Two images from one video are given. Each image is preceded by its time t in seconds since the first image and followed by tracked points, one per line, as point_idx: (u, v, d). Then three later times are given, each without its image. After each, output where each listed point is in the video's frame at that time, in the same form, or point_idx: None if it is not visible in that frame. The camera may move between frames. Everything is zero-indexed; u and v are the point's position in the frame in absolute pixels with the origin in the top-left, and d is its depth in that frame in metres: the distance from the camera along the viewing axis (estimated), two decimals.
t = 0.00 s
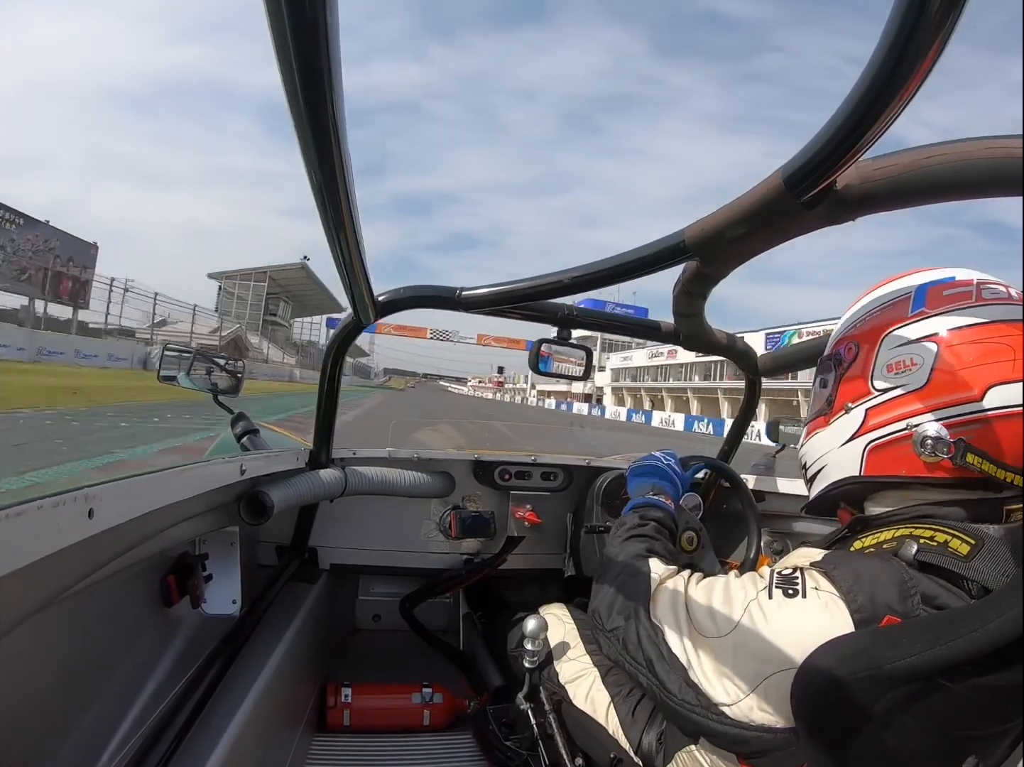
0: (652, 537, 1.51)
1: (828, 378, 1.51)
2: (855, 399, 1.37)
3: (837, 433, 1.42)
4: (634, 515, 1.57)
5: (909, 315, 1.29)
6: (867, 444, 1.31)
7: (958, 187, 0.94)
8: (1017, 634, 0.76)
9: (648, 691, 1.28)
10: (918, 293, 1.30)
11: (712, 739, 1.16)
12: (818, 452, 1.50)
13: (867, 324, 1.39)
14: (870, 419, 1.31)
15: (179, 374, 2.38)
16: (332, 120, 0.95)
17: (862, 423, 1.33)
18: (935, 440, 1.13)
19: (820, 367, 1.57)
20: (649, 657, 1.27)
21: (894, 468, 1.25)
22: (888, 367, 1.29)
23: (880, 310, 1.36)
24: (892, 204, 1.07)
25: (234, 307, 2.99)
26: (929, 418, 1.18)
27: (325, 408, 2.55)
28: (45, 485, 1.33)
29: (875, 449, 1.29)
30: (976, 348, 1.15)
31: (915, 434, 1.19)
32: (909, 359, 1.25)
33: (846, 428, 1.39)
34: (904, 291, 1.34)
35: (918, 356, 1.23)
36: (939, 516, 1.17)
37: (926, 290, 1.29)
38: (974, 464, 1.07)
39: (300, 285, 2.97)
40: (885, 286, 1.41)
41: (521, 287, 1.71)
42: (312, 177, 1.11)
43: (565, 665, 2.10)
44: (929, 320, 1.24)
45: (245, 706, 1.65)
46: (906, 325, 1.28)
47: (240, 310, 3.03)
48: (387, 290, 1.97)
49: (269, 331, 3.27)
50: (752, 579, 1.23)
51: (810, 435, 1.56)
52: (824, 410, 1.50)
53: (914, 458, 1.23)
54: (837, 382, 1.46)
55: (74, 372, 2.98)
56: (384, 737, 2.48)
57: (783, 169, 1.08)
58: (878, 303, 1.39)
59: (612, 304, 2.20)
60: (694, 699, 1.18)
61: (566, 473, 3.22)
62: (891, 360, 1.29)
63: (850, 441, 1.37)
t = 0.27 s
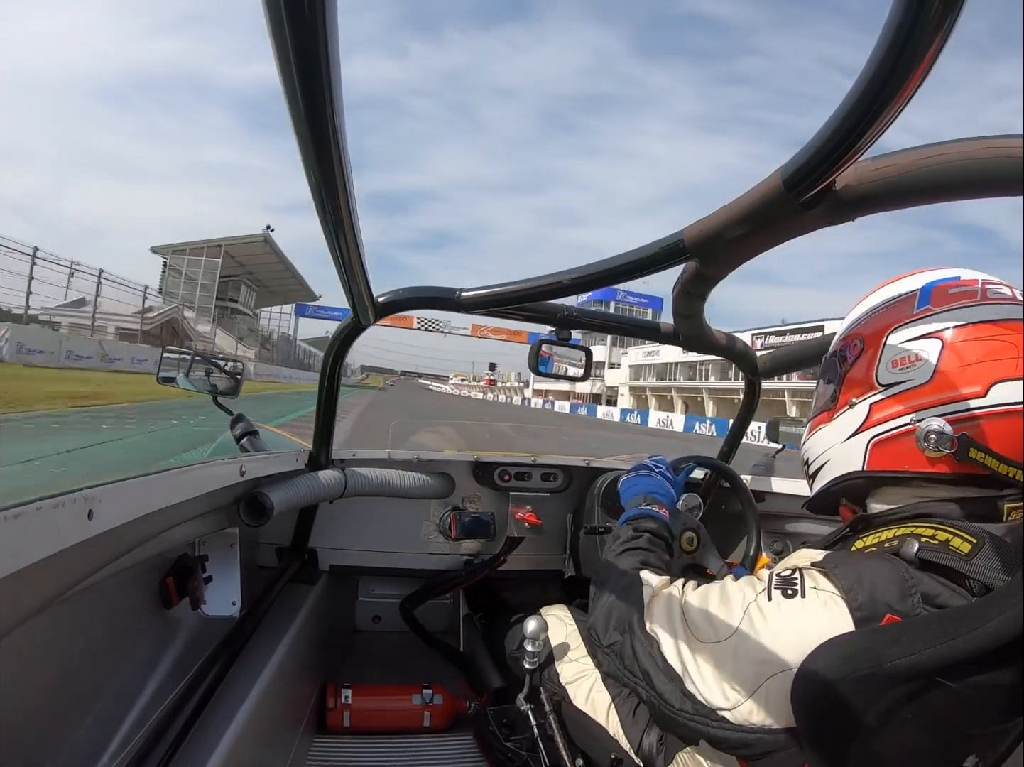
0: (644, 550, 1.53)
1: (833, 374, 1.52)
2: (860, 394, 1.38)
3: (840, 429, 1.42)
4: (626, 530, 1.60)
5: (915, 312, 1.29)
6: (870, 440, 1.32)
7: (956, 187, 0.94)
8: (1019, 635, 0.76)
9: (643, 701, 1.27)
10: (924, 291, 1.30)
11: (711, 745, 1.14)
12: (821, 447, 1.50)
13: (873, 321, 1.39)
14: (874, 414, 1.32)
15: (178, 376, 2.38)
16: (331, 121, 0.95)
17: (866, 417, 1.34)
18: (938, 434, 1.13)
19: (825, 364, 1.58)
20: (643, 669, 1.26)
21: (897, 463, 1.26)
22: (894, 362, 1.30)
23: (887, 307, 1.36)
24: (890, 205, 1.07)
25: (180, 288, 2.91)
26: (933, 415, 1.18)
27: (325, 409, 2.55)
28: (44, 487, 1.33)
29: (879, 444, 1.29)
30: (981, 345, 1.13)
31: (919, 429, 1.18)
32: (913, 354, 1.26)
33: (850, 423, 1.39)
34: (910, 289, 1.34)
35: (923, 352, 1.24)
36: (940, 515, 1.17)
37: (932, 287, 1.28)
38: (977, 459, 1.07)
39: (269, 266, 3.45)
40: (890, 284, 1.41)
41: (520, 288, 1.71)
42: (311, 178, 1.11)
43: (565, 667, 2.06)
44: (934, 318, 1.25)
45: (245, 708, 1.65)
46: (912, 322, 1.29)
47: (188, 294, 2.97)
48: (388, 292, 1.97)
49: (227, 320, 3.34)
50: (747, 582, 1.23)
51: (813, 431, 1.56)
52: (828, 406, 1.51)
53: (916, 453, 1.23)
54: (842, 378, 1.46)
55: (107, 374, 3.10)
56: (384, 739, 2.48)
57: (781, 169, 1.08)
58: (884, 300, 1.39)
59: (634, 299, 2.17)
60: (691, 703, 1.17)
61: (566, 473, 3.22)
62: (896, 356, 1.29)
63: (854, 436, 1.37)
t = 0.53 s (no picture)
0: (635, 579, 1.50)
1: (831, 375, 1.51)
2: (858, 395, 1.37)
3: (839, 432, 1.41)
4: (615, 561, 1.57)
5: (912, 314, 1.29)
6: (868, 443, 1.31)
7: (959, 188, 0.94)
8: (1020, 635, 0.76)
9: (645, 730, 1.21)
10: (920, 292, 1.30)
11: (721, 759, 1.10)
12: (820, 449, 1.49)
13: (871, 323, 1.39)
14: (872, 417, 1.31)
15: (179, 373, 2.37)
16: (332, 117, 0.94)
17: (864, 420, 1.33)
18: (938, 434, 1.12)
19: (824, 366, 1.57)
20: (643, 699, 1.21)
21: (897, 463, 1.24)
22: (891, 364, 1.29)
23: (884, 309, 1.36)
24: (892, 206, 1.07)
25: (113, 261, 2.47)
26: (932, 415, 1.18)
27: (325, 406, 2.55)
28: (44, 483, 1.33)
29: (878, 447, 1.28)
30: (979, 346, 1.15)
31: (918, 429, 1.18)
32: (911, 356, 1.25)
33: (848, 425, 1.38)
34: (907, 290, 1.34)
35: (920, 354, 1.23)
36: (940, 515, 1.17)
37: (929, 288, 1.29)
38: (978, 457, 1.06)
39: (224, 232, 3.28)
40: (887, 288, 1.41)
41: (520, 285, 1.71)
42: (312, 174, 1.10)
43: (565, 664, 2.02)
44: (930, 318, 1.25)
45: (244, 704, 1.65)
46: (910, 323, 1.28)
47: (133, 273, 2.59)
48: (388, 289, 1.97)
49: (174, 305, 2.96)
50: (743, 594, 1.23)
51: (812, 433, 1.56)
52: (826, 408, 1.50)
53: (916, 453, 1.22)
54: (840, 380, 1.45)
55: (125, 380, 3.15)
56: (382, 735, 2.48)
57: (783, 168, 1.07)
58: (883, 301, 1.39)
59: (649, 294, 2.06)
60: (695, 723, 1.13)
61: (566, 472, 3.22)
62: (893, 358, 1.28)
63: (852, 438, 1.36)
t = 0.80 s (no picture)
0: (623, 600, 1.50)
1: (841, 368, 1.51)
2: (875, 394, 1.37)
3: (852, 428, 1.42)
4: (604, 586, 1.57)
5: (935, 311, 1.27)
6: (885, 443, 1.32)
7: (952, 189, 0.95)
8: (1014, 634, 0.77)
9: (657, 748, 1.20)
10: (944, 287, 1.28)
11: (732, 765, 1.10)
12: (827, 445, 1.50)
13: (890, 316, 1.37)
14: (890, 416, 1.32)
15: (174, 373, 2.38)
16: (327, 117, 0.94)
17: (882, 419, 1.34)
18: (960, 441, 1.13)
19: (831, 357, 1.57)
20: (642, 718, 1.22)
21: (913, 467, 1.26)
22: (913, 363, 1.29)
23: (905, 303, 1.34)
24: (886, 207, 1.07)
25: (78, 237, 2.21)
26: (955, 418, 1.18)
27: (320, 406, 2.54)
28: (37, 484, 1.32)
29: (894, 448, 1.30)
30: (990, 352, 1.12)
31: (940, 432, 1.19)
32: (935, 356, 1.24)
33: (862, 422, 1.39)
34: (930, 284, 1.32)
35: (945, 355, 1.22)
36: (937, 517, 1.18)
37: (953, 284, 1.26)
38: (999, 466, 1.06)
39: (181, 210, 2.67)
40: (907, 272, 1.40)
41: (515, 285, 1.71)
42: (306, 174, 1.10)
43: (562, 665, 2.00)
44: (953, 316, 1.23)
45: (239, 705, 1.65)
46: (934, 321, 1.26)
47: (46, 240, 1.91)
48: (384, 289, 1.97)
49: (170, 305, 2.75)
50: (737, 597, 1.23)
51: (819, 426, 1.57)
52: (836, 402, 1.51)
53: (933, 458, 1.23)
54: (852, 374, 1.46)
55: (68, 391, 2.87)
56: (378, 736, 2.48)
57: (779, 169, 1.08)
58: (902, 293, 1.37)
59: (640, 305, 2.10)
60: (701, 732, 1.13)
61: (561, 472, 3.22)
62: (917, 357, 1.28)
63: (867, 436, 1.38)
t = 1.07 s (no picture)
0: (614, 619, 1.49)
1: (826, 376, 1.52)
2: (858, 405, 1.38)
3: (836, 439, 1.43)
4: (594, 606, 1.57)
5: (919, 321, 1.29)
6: (871, 453, 1.34)
7: (941, 190, 0.96)
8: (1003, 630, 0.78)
9: (655, 759, 1.20)
10: (928, 295, 1.30)
11: None
12: (813, 454, 1.51)
13: (872, 325, 1.39)
14: (876, 427, 1.33)
15: (165, 374, 2.32)
16: (318, 114, 0.93)
17: (867, 430, 1.35)
18: (944, 453, 1.16)
19: (815, 363, 1.59)
20: (635, 728, 1.21)
21: (901, 477, 1.28)
22: (897, 374, 1.30)
23: (888, 311, 1.36)
24: (876, 209, 1.09)
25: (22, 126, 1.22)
26: (941, 429, 1.21)
27: (310, 409, 2.52)
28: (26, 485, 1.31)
29: (880, 459, 1.31)
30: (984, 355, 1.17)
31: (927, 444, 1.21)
32: (919, 368, 1.26)
33: (847, 433, 1.40)
34: (913, 292, 1.34)
35: (931, 366, 1.24)
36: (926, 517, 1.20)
37: (936, 293, 1.29)
38: (984, 478, 1.10)
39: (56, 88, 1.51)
40: (892, 278, 1.42)
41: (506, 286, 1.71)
42: (297, 172, 1.09)
43: (555, 663, 1.97)
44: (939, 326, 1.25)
45: (230, 708, 1.63)
46: (917, 331, 1.29)
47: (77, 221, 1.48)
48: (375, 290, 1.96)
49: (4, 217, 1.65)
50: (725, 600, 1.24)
51: (805, 434, 1.58)
52: (821, 411, 1.52)
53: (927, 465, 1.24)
54: (836, 383, 1.47)
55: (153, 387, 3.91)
56: (369, 738, 2.47)
57: (771, 170, 1.09)
58: (884, 302, 1.39)
59: (626, 301, 2.10)
60: (696, 738, 1.13)
61: (552, 473, 3.23)
62: (901, 368, 1.29)
63: (850, 448, 1.39)
